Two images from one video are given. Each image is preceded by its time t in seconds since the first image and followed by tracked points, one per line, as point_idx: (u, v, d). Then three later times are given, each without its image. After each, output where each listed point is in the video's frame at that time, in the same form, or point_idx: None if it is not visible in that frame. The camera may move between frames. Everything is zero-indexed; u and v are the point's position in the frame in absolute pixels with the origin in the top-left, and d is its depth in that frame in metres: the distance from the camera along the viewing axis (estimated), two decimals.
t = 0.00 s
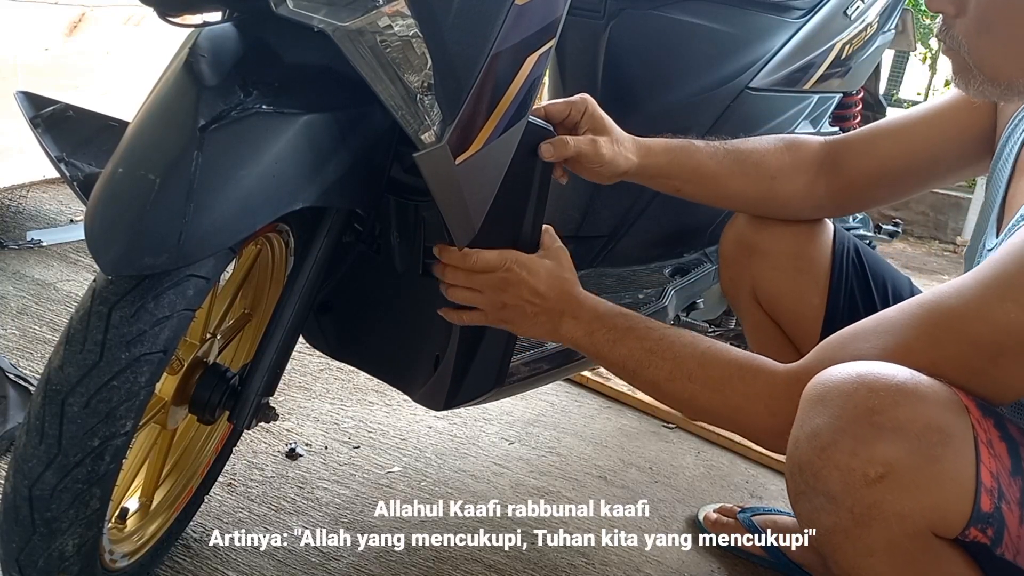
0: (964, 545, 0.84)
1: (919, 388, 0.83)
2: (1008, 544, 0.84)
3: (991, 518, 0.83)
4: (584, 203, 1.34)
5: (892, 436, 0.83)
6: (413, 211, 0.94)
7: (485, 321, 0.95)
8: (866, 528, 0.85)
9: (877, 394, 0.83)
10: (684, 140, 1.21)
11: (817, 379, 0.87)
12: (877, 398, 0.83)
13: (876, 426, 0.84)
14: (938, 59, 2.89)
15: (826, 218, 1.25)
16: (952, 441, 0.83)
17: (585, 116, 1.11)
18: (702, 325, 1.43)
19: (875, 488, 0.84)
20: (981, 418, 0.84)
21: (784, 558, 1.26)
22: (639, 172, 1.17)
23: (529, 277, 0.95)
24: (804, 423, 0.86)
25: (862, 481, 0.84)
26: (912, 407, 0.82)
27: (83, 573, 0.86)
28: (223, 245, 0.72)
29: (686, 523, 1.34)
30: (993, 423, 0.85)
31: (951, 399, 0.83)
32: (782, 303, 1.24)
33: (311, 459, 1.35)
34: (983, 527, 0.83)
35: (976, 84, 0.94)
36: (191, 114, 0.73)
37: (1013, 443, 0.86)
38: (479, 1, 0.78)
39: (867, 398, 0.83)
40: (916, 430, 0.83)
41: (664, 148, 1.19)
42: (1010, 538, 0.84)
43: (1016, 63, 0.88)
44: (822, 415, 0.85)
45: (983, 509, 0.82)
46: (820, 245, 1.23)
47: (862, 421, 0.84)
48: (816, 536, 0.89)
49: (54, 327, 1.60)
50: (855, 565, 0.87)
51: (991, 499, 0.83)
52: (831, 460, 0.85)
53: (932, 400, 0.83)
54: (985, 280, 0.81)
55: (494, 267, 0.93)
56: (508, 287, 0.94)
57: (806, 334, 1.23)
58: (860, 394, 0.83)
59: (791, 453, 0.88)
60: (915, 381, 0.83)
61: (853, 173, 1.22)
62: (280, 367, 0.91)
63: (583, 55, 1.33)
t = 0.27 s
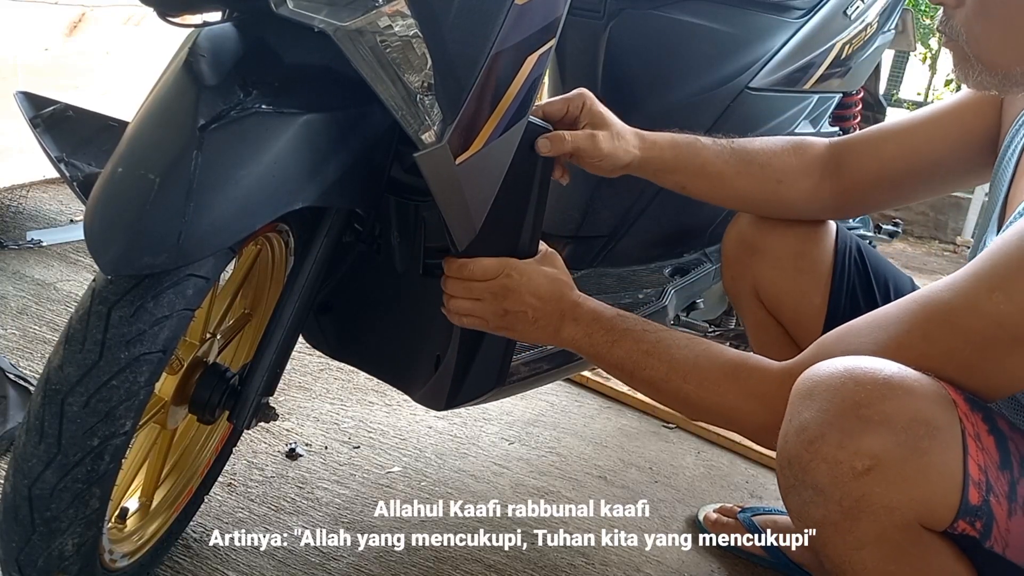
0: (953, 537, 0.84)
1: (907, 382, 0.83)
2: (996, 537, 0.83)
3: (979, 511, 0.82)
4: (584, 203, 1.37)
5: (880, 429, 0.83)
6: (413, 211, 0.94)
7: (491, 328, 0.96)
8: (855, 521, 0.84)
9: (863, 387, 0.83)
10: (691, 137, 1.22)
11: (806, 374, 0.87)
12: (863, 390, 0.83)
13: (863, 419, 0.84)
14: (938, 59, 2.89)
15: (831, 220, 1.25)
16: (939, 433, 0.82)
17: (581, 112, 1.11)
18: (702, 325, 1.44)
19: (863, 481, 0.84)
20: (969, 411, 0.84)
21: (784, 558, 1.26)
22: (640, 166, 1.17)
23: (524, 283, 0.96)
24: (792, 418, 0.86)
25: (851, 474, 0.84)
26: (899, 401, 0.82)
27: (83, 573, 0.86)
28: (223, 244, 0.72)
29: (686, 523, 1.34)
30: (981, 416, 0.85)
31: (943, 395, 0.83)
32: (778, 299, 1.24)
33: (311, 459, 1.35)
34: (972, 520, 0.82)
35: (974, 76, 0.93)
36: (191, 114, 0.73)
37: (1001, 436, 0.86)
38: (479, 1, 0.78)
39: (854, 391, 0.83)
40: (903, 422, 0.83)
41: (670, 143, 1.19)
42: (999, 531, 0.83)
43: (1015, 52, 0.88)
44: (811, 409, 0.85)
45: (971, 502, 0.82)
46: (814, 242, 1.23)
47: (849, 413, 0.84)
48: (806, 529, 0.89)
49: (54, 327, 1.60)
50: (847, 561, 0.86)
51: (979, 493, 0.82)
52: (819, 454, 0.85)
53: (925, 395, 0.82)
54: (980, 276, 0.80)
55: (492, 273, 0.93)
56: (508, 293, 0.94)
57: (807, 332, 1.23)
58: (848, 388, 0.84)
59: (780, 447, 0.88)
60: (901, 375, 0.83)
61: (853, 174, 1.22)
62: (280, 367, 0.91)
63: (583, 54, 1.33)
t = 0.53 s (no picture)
0: (953, 534, 0.84)
1: (907, 378, 0.82)
2: (996, 534, 0.83)
3: (978, 507, 0.82)
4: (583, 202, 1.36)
5: (879, 425, 0.83)
6: (413, 211, 0.94)
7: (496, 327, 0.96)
8: (854, 517, 0.85)
9: (863, 383, 0.83)
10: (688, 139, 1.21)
11: (807, 370, 0.87)
12: (862, 387, 0.83)
13: (864, 416, 0.83)
14: (938, 59, 2.89)
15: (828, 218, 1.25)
16: (938, 429, 0.82)
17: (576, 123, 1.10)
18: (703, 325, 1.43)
19: (863, 477, 0.83)
20: (967, 407, 0.84)
21: (784, 558, 1.25)
22: (639, 168, 1.18)
23: (529, 279, 0.96)
24: (792, 414, 0.87)
25: (850, 470, 0.84)
26: (898, 397, 0.82)
27: (83, 573, 0.86)
28: (223, 245, 0.72)
29: (686, 523, 1.34)
30: (981, 413, 0.85)
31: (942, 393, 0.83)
32: (778, 297, 1.24)
33: (311, 459, 1.35)
34: (971, 516, 0.82)
35: (975, 80, 0.93)
36: (191, 115, 0.73)
37: (1001, 433, 0.86)
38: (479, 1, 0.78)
39: (854, 387, 0.83)
40: (903, 418, 0.82)
41: (668, 146, 1.19)
42: (998, 528, 0.83)
43: (1018, 51, 0.87)
44: (811, 405, 0.85)
45: (971, 498, 0.82)
46: (813, 240, 1.23)
47: (848, 409, 0.84)
48: (805, 524, 0.89)
49: (54, 327, 1.60)
50: (845, 557, 0.86)
51: (978, 489, 0.82)
52: (818, 449, 0.85)
53: (923, 393, 0.82)
54: (977, 272, 0.81)
55: (495, 272, 0.93)
56: (512, 292, 0.95)
57: (806, 330, 1.23)
58: (847, 384, 0.84)
59: (780, 443, 0.88)
60: (900, 371, 0.83)
61: (851, 173, 1.22)
62: (280, 367, 0.91)
63: (583, 54, 1.33)
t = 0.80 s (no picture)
0: (959, 534, 0.83)
1: (916, 378, 0.81)
2: (1003, 534, 0.83)
3: (985, 508, 0.81)
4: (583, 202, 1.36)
5: (888, 424, 0.82)
6: (413, 211, 0.95)
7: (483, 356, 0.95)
8: (859, 516, 0.84)
9: (872, 382, 0.82)
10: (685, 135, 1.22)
11: (814, 367, 0.86)
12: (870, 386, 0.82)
13: (872, 414, 0.83)
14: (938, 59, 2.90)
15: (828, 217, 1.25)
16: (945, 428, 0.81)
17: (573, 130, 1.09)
18: (703, 325, 1.39)
19: (869, 476, 0.83)
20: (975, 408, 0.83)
21: (784, 558, 1.25)
22: (635, 165, 1.18)
23: (505, 319, 0.91)
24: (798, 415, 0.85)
25: (857, 469, 0.83)
26: (907, 396, 0.81)
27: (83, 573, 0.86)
28: (223, 245, 0.72)
29: (686, 523, 1.34)
30: (988, 413, 0.84)
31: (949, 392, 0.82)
32: (780, 295, 1.24)
33: (311, 459, 1.35)
34: (978, 517, 0.81)
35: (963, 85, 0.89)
36: (192, 115, 0.73)
37: (1008, 434, 0.85)
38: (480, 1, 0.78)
39: (863, 385, 0.82)
40: (911, 418, 0.82)
41: (663, 143, 1.20)
42: (1005, 529, 0.83)
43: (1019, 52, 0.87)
44: (819, 403, 0.84)
45: (978, 498, 0.81)
46: (814, 239, 1.23)
47: (856, 408, 0.83)
48: (811, 522, 0.88)
49: (54, 327, 1.60)
50: (850, 555, 0.86)
51: (985, 489, 0.81)
52: (826, 448, 0.84)
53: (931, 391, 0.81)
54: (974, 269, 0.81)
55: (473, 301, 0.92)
56: (487, 327, 0.92)
57: (806, 330, 1.23)
58: (855, 382, 0.83)
59: (786, 441, 0.87)
60: (910, 369, 0.82)
61: (851, 171, 1.22)
62: (280, 367, 0.91)
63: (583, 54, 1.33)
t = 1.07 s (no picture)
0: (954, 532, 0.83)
1: (895, 368, 0.83)
2: (985, 519, 0.82)
3: (967, 492, 0.81)
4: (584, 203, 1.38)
5: (868, 412, 0.83)
6: (413, 211, 0.95)
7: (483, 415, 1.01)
8: (844, 503, 0.84)
9: (851, 371, 0.83)
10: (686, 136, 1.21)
11: (798, 360, 0.87)
12: (849, 375, 0.83)
13: (853, 403, 0.83)
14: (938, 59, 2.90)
15: (830, 216, 1.25)
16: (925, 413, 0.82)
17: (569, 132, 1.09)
18: (703, 325, 1.38)
19: (851, 462, 0.83)
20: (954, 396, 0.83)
21: (784, 558, 1.25)
22: (637, 167, 1.18)
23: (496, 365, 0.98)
24: (779, 406, 0.87)
25: (838, 456, 0.83)
26: (886, 384, 0.82)
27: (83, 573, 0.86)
28: (224, 245, 0.72)
29: (686, 523, 1.34)
30: (968, 400, 0.84)
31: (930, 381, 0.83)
32: (780, 293, 1.24)
33: (311, 459, 1.35)
34: (960, 501, 0.81)
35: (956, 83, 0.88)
36: (191, 115, 0.73)
37: (987, 421, 0.86)
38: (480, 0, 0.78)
39: (843, 375, 0.83)
40: (891, 405, 0.82)
41: (664, 145, 1.19)
42: (987, 513, 0.82)
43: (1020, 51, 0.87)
44: (799, 393, 0.85)
45: (959, 483, 0.81)
46: (814, 238, 1.24)
47: (836, 396, 0.84)
48: (798, 512, 0.88)
49: (54, 327, 1.60)
50: (837, 544, 0.86)
51: (966, 474, 0.81)
52: (807, 437, 0.84)
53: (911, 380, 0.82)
54: (971, 267, 0.81)
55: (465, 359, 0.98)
56: (481, 381, 0.98)
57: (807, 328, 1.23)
58: (836, 372, 0.84)
59: (770, 432, 0.88)
60: (888, 359, 0.83)
61: (851, 171, 1.22)
62: (280, 367, 0.91)
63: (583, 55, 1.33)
